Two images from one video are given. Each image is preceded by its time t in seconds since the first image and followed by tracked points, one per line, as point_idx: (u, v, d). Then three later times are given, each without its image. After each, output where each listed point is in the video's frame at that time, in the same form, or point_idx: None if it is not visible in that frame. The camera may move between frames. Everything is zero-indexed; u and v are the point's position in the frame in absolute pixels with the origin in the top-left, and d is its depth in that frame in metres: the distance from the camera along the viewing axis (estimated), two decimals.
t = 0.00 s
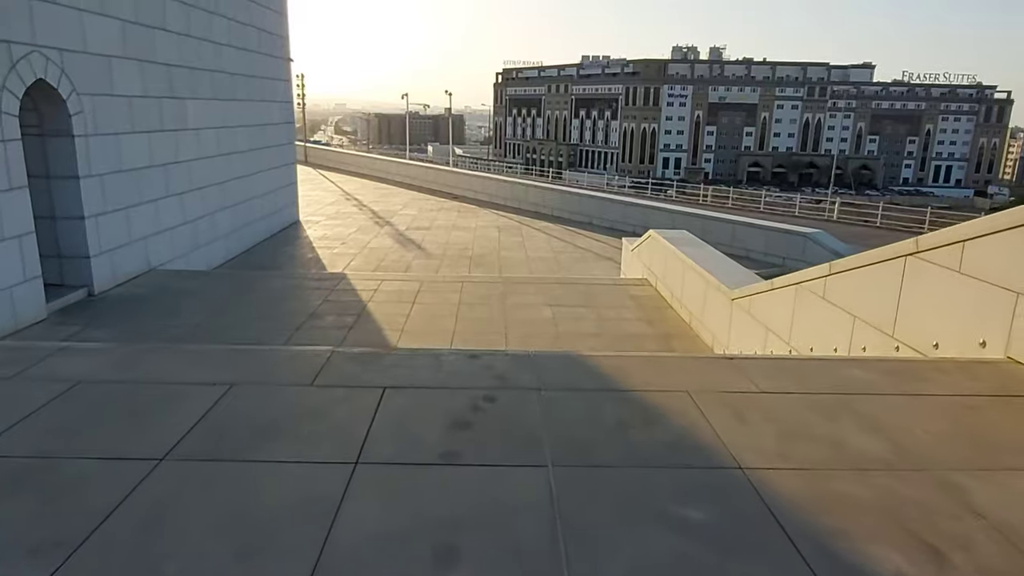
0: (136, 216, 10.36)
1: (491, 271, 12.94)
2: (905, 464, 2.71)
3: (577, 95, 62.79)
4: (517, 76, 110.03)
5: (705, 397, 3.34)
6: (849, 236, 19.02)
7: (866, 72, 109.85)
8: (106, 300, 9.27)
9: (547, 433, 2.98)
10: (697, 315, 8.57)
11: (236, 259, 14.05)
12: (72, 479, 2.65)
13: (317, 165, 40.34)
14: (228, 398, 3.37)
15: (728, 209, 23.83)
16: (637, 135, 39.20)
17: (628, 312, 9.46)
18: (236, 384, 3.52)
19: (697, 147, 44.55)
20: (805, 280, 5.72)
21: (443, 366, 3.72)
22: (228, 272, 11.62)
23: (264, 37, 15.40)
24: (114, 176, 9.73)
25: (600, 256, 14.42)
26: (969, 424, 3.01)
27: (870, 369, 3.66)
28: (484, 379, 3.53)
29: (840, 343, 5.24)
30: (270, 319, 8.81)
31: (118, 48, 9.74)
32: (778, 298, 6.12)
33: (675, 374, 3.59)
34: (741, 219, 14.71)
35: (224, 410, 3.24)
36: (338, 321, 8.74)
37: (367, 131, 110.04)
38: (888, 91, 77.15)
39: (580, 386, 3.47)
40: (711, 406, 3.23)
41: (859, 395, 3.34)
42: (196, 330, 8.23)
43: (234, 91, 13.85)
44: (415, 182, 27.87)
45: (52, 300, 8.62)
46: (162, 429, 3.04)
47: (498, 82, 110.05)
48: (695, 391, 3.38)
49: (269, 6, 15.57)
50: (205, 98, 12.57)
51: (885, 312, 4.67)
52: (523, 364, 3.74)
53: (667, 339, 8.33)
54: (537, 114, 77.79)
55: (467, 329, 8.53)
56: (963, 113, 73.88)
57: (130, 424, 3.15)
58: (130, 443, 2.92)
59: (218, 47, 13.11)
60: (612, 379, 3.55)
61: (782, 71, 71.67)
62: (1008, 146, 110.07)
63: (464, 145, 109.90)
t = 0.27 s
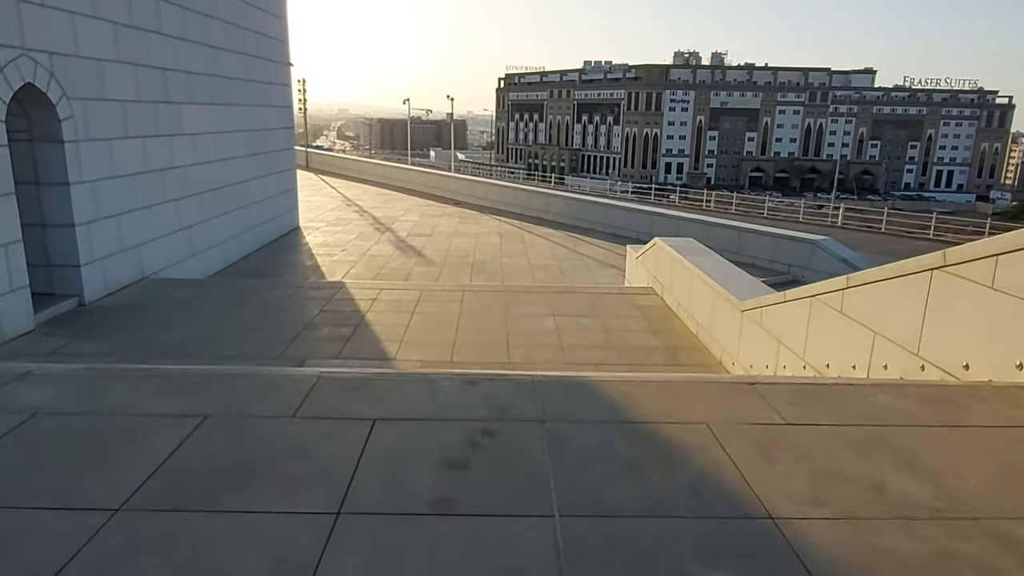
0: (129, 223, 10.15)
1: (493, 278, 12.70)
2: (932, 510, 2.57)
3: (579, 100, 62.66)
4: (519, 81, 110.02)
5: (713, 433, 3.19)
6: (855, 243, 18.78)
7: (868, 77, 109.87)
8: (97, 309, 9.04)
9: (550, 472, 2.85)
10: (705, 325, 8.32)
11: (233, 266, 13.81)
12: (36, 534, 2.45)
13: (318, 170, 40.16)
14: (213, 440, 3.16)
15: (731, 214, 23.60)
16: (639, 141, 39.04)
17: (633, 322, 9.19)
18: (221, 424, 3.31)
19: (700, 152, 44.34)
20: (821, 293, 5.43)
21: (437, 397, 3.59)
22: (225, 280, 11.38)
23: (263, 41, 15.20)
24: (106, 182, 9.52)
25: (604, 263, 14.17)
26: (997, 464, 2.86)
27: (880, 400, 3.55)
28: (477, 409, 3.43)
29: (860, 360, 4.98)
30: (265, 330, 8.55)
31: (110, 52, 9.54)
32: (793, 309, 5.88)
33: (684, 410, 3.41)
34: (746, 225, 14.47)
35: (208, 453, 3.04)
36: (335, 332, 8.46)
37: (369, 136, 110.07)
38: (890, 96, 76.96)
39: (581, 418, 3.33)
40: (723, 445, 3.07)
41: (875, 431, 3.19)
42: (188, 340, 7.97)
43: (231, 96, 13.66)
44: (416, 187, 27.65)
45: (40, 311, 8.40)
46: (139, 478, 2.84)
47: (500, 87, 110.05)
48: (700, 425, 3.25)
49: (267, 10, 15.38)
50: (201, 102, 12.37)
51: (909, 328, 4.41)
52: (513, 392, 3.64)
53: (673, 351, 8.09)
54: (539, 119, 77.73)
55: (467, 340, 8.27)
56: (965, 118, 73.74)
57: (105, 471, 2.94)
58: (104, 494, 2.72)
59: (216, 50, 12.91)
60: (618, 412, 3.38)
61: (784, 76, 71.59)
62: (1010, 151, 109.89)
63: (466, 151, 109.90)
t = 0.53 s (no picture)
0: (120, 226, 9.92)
1: (492, 283, 12.46)
2: (968, 558, 2.35)
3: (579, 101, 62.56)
4: (519, 83, 110.02)
5: (723, 464, 2.99)
6: (858, 246, 18.56)
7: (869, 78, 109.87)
8: (84, 316, 8.82)
9: (549, 510, 2.65)
10: (709, 332, 8.12)
11: (228, 270, 13.58)
12: None
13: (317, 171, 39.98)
14: (188, 471, 2.94)
15: (732, 216, 23.41)
16: (639, 143, 38.89)
17: (636, 328, 8.98)
18: (198, 453, 3.08)
19: (700, 154, 44.12)
20: (832, 302, 5.21)
21: (428, 421, 3.38)
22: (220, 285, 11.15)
23: (258, 41, 14.97)
24: (95, 185, 9.29)
25: (605, 266, 13.95)
26: None
27: (899, 428, 3.34)
28: (470, 436, 3.22)
29: (875, 373, 4.74)
30: (258, 336, 8.31)
31: (99, 51, 9.30)
32: (804, 318, 5.66)
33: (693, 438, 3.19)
34: (749, 228, 14.26)
35: (181, 487, 2.82)
36: (329, 338, 8.23)
37: (369, 138, 110.09)
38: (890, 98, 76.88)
39: (583, 448, 3.12)
40: (735, 480, 2.86)
41: (899, 466, 2.98)
42: (178, 347, 7.72)
43: (226, 96, 13.41)
44: (416, 188, 27.44)
45: (25, 318, 8.18)
46: (103, 517, 2.62)
47: (500, 88, 110.05)
48: (708, 456, 3.04)
49: (263, 9, 15.13)
50: (195, 103, 12.14)
51: (928, 340, 4.17)
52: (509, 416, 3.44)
53: (677, 359, 7.86)
54: (539, 121, 77.64)
55: (465, 348, 8.05)
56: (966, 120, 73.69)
57: (67, 508, 2.71)
58: (62, 536, 2.49)
59: (211, 50, 12.68)
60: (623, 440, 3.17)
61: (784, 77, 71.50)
62: (1010, 153, 109.97)
63: (466, 152, 109.92)
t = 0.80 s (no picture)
0: (107, 230, 9.64)
1: (490, 288, 12.18)
2: None
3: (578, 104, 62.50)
4: (518, 85, 110.07)
5: (745, 509, 2.65)
6: (860, 249, 18.31)
7: (868, 81, 109.91)
8: (68, 323, 8.54)
9: (549, 566, 2.29)
10: (713, 341, 7.84)
11: (221, 274, 13.28)
12: None
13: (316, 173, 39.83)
14: (141, 514, 2.58)
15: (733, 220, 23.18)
16: (638, 145, 38.76)
17: (638, 336, 8.70)
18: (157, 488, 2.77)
19: (700, 156, 43.89)
20: (844, 312, 4.97)
21: (414, 452, 3.08)
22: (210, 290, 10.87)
23: (253, 42, 14.72)
24: (81, 188, 9.01)
25: (605, 271, 13.69)
26: None
27: (940, 463, 2.99)
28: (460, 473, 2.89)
29: (891, 390, 4.45)
30: (247, 344, 8.03)
31: (87, 50, 9.05)
32: (816, 330, 5.39)
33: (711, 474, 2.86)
34: (752, 232, 14.00)
35: (133, 528, 2.51)
36: (321, 347, 7.96)
37: (369, 140, 110.11)
38: (889, 100, 76.80)
39: (588, 491, 2.78)
40: (758, 526, 2.53)
41: (944, 508, 2.65)
42: (163, 355, 7.42)
43: (219, 97, 13.15)
44: (414, 192, 27.21)
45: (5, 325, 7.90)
46: (35, 575, 2.25)
47: (500, 90, 110.06)
48: (727, 497, 2.72)
49: (257, 9, 14.88)
50: (187, 105, 11.87)
51: (951, 356, 3.90)
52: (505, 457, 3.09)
53: (681, 369, 7.58)
54: (539, 123, 77.60)
55: (462, 357, 7.77)
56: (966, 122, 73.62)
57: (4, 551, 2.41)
58: None
59: (203, 51, 12.42)
60: (629, 479, 2.84)
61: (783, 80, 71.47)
62: (1010, 155, 109.95)
63: (466, 154, 109.93)
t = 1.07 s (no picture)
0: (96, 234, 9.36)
1: (488, 293, 11.91)
2: None
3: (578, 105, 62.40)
4: (518, 86, 110.07)
5: (772, 561, 2.33)
6: (864, 252, 18.04)
7: (867, 81, 109.95)
8: (52, 331, 8.26)
9: None
10: (719, 349, 7.59)
11: (213, 279, 12.99)
12: None
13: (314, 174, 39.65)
14: (86, 568, 2.28)
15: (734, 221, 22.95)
16: (638, 146, 38.59)
17: (641, 344, 8.43)
18: (112, 535, 2.48)
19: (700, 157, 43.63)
20: (862, 322, 4.71)
21: (401, 490, 2.79)
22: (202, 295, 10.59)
23: (247, 42, 14.44)
24: (68, 192, 8.72)
25: (606, 274, 13.43)
26: None
27: (988, 504, 2.69)
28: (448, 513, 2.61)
29: (914, 407, 4.20)
30: (237, 352, 7.75)
31: (75, 50, 8.76)
32: (831, 341, 5.12)
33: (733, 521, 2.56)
34: (754, 235, 13.74)
35: None
36: (313, 355, 7.68)
37: (368, 141, 110.07)
38: (888, 100, 76.63)
39: (595, 542, 2.47)
40: None
41: (995, 558, 2.35)
42: (148, 364, 7.14)
43: (213, 98, 12.86)
44: (413, 193, 26.96)
45: None
46: None
47: (499, 91, 110.02)
48: (756, 548, 2.39)
49: (252, 9, 14.60)
50: (179, 106, 11.56)
51: (982, 374, 3.64)
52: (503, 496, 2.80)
53: (686, 379, 7.31)
54: (538, 124, 77.50)
55: (459, 366, 7.49)
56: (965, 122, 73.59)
57: None
58: None
59: (196, 51, 12.14)
60: (643, 527, 2.53)
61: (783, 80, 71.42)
62: (1009, 155, 109.99)
63: (465, 155, 109.92)
